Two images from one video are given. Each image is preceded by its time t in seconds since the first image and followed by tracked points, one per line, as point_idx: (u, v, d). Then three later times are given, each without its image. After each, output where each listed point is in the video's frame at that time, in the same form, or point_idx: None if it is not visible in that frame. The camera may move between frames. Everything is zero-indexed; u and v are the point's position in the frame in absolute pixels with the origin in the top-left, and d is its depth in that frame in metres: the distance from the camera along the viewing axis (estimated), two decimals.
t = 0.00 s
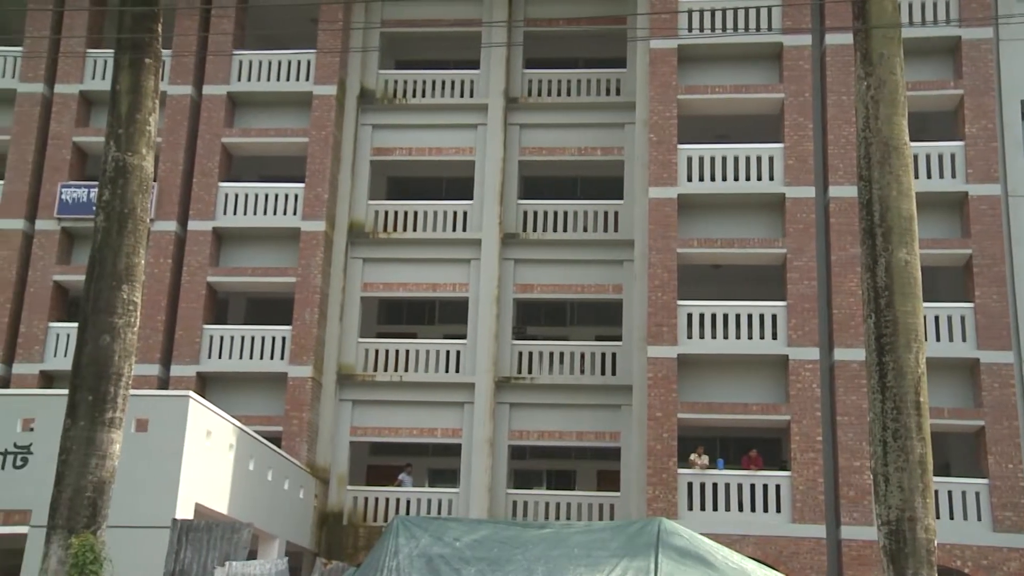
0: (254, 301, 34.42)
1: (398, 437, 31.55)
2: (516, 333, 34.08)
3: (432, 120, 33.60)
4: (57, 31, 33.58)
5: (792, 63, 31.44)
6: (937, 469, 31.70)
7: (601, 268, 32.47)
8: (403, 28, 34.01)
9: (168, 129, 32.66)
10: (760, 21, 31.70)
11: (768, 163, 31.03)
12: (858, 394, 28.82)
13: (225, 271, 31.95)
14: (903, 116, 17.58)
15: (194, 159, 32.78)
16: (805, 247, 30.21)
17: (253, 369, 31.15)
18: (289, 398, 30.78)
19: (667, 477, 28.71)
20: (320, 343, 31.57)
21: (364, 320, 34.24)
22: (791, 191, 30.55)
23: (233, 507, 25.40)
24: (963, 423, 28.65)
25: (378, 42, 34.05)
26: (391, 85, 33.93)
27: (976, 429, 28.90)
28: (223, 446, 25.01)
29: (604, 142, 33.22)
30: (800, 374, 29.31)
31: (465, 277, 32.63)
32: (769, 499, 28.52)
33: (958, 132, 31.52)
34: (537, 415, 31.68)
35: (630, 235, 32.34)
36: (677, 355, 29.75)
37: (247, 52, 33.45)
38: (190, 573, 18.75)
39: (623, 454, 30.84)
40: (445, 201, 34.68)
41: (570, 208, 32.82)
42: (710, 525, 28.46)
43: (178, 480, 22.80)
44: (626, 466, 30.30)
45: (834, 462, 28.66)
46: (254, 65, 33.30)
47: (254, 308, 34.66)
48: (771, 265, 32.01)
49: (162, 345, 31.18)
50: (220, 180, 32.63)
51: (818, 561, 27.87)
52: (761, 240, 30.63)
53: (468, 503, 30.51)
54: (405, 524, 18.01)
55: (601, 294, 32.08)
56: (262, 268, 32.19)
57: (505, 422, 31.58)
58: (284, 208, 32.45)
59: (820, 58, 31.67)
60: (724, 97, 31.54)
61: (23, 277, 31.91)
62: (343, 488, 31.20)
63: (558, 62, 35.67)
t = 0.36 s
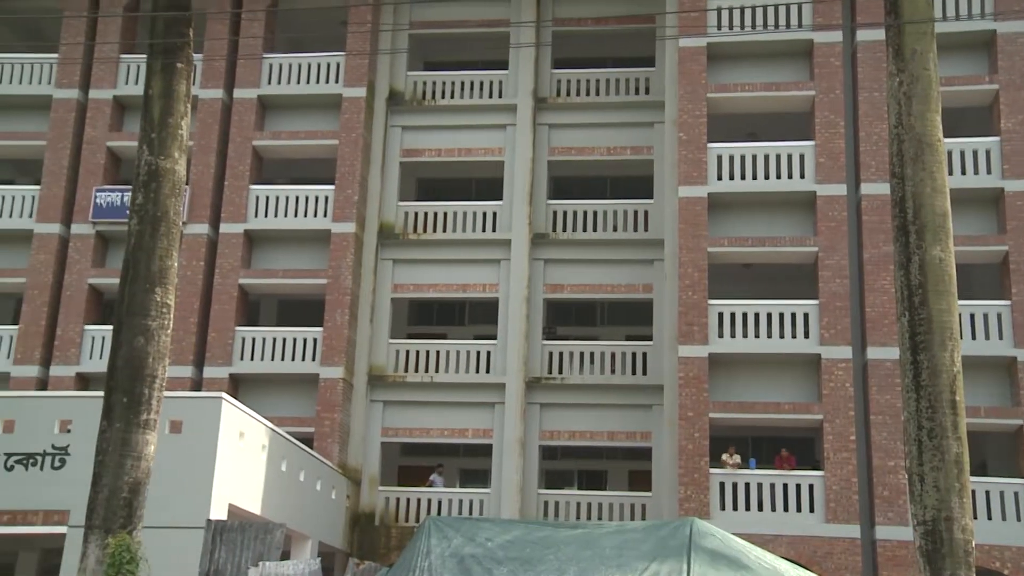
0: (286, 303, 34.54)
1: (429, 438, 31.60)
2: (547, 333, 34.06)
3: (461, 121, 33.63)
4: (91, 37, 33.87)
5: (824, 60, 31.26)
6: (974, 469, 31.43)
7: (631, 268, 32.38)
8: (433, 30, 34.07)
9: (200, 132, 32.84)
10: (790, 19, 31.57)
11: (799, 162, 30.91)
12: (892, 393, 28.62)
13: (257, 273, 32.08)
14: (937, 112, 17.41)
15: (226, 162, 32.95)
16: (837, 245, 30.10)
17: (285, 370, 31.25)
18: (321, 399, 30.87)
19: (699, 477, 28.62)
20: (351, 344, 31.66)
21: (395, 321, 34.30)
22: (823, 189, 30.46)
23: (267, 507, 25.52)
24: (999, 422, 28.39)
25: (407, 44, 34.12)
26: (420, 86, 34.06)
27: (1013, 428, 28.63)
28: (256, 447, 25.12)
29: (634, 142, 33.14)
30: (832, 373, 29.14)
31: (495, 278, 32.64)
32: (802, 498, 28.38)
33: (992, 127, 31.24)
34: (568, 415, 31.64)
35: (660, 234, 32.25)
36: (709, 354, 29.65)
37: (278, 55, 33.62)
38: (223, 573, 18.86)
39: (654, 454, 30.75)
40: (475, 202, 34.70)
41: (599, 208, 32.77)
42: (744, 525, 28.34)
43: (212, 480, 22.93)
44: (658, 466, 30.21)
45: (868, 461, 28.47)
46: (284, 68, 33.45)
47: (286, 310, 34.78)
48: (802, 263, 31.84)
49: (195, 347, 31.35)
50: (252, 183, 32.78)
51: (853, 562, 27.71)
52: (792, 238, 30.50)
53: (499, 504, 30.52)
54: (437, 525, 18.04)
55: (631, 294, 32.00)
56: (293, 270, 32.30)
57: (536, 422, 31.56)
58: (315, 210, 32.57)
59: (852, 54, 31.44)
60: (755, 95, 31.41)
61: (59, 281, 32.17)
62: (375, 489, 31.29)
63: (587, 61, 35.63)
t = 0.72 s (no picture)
0: (316, 305, 34.65)
1: (459, 439, 31.62)
2: (576, 333, 34.02)
3: (489, 121, 33.64)
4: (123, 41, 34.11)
5: (854, 57, 31.06)
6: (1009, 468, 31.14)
7: (660, 267, 32.29)
8: (461, 31, 34.11)
9: (230, 135, 33.01)
10: (820, 15, 31.45)
11: (829, 159, 30.75)
12: (925, 391, 28.40)
13: (287, 275, 32.20)
14: (970, 108, 17.21)
15: (256, 165, 33.09)
16: (869, 243, 29.90)
17: (315, 371, 31.33)
18: (351, 399, 30.95)
19: (730, 477, 28.51)
20: (381, 345, 31.73)
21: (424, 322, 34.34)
22: (853, 187, 30.27)
23: (298, 508, 25.63)
24: None
25: (435, 45, 34.16)
26: (448, 88, 34.12)
27: None
28: (287, 448, 25.22)
29: (663, 141, 33.04)
30: (864, 372, 28.97)
31: (524, 278, 32.63)
32: (834, 498, 28.22)
33: None
34: (598, 415, 31.58)
35: (690, 233, 32.14)
36: (739, 353, 29.54)
37: (307, 58, 33.76)
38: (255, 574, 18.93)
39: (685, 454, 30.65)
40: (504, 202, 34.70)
41: (628, 208, 32.70)
42: (775, 525, 28.21)
43: (244, 481, 23.05)
44: (688, 467, 30.11)
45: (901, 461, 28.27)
46: (313, 70, 33.58)
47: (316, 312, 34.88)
48: (833, 262, 31.66)
49: (226, 349, 31.50)
50: (281, 185, 32.90)
51: (886, 562, 27.53)
52: (822, 236, 30.33)
53: (530, 504, 30.52)
54: (467, 525, 18.05)
55: (660, 294, 31.92)
56: (323, 271, 32.39)
57: (566, 422, 31.53)
58: (344, 212, 32.66)
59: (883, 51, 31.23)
60: (784, 93, 31.27)
61: (92, 284, 32.39)
62: (406, 489, 31.36)
63: (615, 61, 35.58)
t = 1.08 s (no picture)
0: (341, 306, 34.74)
1: (484, 439, 31.64)
2: (600, 333, 33.99)
3: (513, 122, 33.65)
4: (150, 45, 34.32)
5: (880, 54, 30.90)
6: None
7: (685, 267, 32.21)
8: (484, 31, 34.14)
9: (256, 137, 33.17)
10: (845, 12, 31.21)
11: (855, 157, 30.59)
12: (953, 390, 28.19)
13: (312, 276, 32.31)
14: (998, 105, 17.05)
15: (281, 167, 33.22)
16: (896, 241, 29.70)
17: (340, 372, 31.39)
18: (376, 400, 31.02)
19: (756, 477, 28.41)
20: (406, 346, 31.78)
21: (448, 322, 34.38)
22: (880, 184, 30.10)
23: (324, 508, 25.71)
24: None
25: (459, 46, 34.20)
26: (472, 88, 34.16)
27: None
28: (313, 448, 25.32)
29: (687, 140, 32.95)
30: (892, 371, 28.79)
31: (549, 278, 32.61)
32: (862, 498, 28.07)
33: None
34: (624, 415, 31.54)
35: (714, 233, 32.03)
36: (764, 352, 29.46)
37: (331, 60, 33.85)
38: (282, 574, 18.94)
39: (710, 454, 30.56)
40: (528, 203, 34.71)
41: (652, 207, 32.62)
42: (802, 525, 28.10)
43: (270, 482, 23.16)
44: (714, 467, 30.03)
45: (930, 460, 28.08)
46: (337, 72, 33.66)
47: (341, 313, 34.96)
48: (860, 260, 31.49)
49: (252, 350, 31.64)
50: (306, 187, 33.01)
51: (915, 563, 27.37)
52: (848, 235, 30.23)
53: (555, 504, 30.52)
54: (493, 525, 18.09)
55: (685, 293, 31.85)
56: (348, 272, 32.47)
57: (591, 422, 31.51)
58: (368, 213, 32.72)
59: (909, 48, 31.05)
60: (809, 91, 31.16)
61: (120, 286, 32.59)
62: (431, 489, 31.40)
63: (639, 61, 35.53)
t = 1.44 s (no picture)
0: (368, 307, 34.83)
1: (512, 439, 31.65)
2: (627, 333, 33.94)
3: (539, 122, 33.64)
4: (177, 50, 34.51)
5: (909, 50, 30.68)
6: None
7: (712, 266, 32.11)
8: (510, 32, 34.14)
9: (282, 139, 33.30)
10: (873, 9, 31.07)
11: (884, 154, 30.39)
12: (986, 389, 27.97)
13: (340, 277, 32.41)
14: None
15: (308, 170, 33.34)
16: (926, 239, 29.48)
17: (367, 373, 31.45)
18: (404, 401, 31.08)
19: (786, 477, 28.32)
20: (433, 347, 31.84)
21: (475, 323, 34.42)
22: (909, 182, 29.89)
23: (352, 509, 25.80)
24: None
25: (484, 47, 34.23)
26: (497, 89, 34.18)
27: None
28: (342, 449, 25.41)
29: (714, 139, 32.84)
30: (923, 370, 28.60)
31: (576, 278, 32.57)
32: (893, 498, 27.91)
33: None
34: (652, 415, 31.48)
35: (741, 231, 31.90)
36: (793, 352, 29.35)
37: (357, 62, 33.91)
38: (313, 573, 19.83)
39: (739, 454, 30.46)
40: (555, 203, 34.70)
41: (679, 206, 32.53)
42: (832, 525, 27.99)
43: (298, 483, 23.27)
44: (743, 466, 29.93)
45: (962, 460, 27.87)
46: (363, 74, 33.74)
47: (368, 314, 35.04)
48: (889, 258, 31.31)
49: (281, 352, 31.77)
50: (333, 189, 33.10)
51: (948, 563, 27.20)
52: (877, 233, 30.07)
53: (583, 505, 30.52)
54: (522, 526, 18.30)
55: (713, 292, 31.75)
56: (375, 274, 32.56)
57: (619, 423, 31.45)
58: (394, 214, 32.78)
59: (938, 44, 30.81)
60: (837, 88, 31.01)
61: (150, 288, 32.79)
62: (459, 490, 31.46)
63: (665, 59, 35.44)
